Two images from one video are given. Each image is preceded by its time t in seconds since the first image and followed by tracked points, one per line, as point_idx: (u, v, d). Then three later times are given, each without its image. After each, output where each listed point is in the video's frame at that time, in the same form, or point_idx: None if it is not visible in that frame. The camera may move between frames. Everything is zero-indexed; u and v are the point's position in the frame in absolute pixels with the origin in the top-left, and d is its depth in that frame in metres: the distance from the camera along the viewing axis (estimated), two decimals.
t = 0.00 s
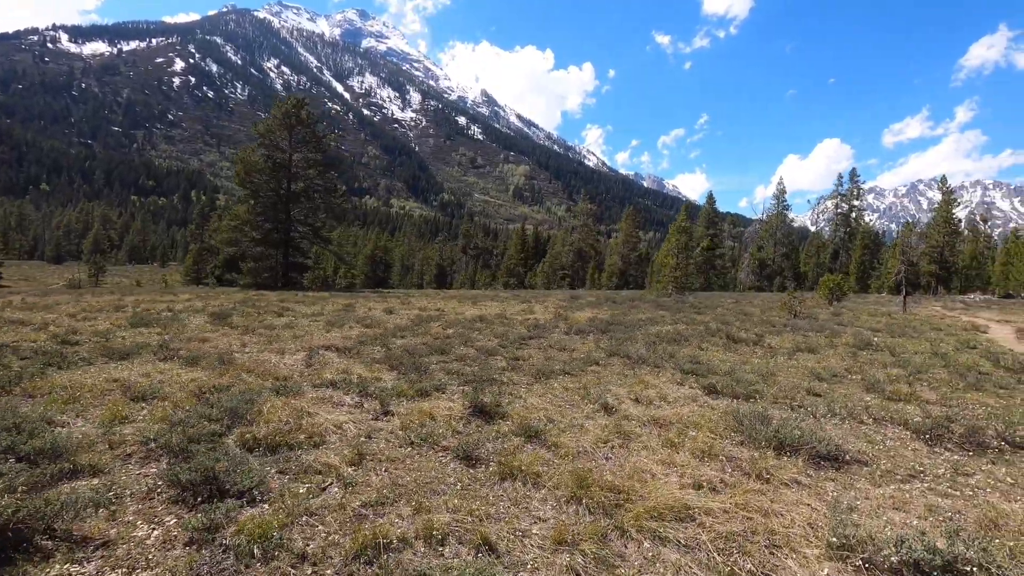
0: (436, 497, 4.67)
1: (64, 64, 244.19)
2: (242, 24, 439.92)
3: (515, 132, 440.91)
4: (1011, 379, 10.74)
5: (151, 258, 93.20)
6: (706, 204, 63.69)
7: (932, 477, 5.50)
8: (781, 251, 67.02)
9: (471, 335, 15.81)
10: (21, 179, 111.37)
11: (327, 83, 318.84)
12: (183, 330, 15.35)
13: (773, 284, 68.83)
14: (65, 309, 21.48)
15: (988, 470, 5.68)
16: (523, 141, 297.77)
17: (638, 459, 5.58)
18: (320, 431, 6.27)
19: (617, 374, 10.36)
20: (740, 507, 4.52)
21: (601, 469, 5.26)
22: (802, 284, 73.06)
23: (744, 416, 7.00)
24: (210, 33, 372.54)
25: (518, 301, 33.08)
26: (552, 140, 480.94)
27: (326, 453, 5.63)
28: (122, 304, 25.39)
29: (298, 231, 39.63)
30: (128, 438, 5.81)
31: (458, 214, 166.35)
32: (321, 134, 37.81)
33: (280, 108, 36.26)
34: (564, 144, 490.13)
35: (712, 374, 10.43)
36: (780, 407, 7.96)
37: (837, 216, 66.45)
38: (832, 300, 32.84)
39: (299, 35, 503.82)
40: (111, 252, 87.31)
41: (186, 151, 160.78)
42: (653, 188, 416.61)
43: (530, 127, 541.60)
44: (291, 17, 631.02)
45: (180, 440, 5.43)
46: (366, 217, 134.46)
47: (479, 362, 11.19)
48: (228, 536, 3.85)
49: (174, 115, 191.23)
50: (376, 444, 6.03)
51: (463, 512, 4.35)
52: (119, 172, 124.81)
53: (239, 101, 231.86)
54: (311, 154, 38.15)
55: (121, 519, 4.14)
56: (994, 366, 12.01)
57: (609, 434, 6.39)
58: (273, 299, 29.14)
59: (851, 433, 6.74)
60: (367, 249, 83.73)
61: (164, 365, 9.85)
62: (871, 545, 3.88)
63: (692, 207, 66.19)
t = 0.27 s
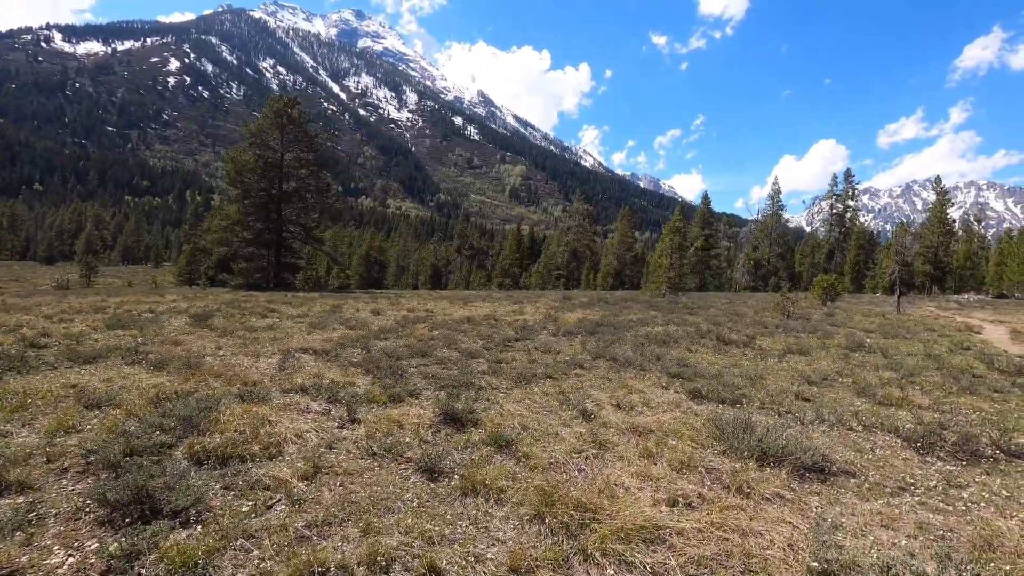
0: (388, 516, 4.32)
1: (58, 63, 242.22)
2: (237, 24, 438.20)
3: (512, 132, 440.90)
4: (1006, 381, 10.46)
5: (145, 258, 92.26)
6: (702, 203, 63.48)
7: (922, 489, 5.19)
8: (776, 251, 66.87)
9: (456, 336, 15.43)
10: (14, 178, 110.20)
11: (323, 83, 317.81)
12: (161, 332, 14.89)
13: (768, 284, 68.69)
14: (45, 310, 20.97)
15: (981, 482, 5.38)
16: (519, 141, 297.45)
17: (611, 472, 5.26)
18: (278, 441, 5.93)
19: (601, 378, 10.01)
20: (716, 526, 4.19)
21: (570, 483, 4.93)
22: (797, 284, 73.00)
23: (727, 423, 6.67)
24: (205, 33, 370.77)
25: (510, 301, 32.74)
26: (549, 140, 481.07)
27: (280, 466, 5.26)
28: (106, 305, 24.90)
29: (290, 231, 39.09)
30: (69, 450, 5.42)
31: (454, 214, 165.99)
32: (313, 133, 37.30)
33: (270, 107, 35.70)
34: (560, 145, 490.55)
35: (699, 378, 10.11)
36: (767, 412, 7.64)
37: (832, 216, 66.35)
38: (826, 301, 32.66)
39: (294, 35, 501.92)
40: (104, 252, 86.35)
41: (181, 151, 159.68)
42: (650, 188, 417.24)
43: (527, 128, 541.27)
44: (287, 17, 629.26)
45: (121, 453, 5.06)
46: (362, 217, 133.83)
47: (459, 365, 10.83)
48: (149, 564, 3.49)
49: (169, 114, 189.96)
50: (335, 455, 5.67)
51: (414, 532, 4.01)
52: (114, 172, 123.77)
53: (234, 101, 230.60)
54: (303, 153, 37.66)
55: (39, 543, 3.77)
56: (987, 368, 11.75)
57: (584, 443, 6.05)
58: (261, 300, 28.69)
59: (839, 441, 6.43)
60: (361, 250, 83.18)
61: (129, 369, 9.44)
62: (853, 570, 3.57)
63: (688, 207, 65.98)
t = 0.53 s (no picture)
0: (332, 532, 4.04)
1: (48, 59, 239.21)
2: (231, 22, 435.45)
3: (506, 131, 440.56)
4: (992, 383, 10.30)
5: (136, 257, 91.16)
6: (695, 203, 63.36)
7: (899, 499, 4.97)
8: (768, 251, 66.94)
9: (438, 337, 15.14)
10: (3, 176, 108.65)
11: (317, 81, 316.25)
12: (135, 332, 14.49)
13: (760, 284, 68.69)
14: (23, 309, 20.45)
15: (961, 490, 5.17)
16: (514, 141, 297.17)
17: (576, 482, 5.00)
18: (228, 450, 5.61)
19: (580, 380, 9.73)
20: (678, 541, 3.94)
21: (531, 495, 4.65)
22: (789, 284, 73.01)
23: (702, 429, 6.44)
24: (198, 30, 367.94)
25: (500, 301, 32.47)
26: (543, 140, 480.96)
27: (225, 477, 4.94)
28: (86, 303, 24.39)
29: (280, 230, 38.55)
30: None
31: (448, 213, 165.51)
32: (302, 131, 36.78)
33: (259, 105, 35.17)
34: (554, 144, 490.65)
35: (680, 380, 9.84)
36: (745, 417, 7.42)
37: (824, 216, 66.49)
38: (816, 301, 32.57)
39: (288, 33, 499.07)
40: (95, 250, 85.23)
41: (173, 149, 158.27)
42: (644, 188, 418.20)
43: (521, 127, 541.02)
44: (281, 14, 626.19)
45: (53, 464, 4.74)
46: (355, 216, 133.17)
47: (436, 367, 10.53)
48: None
49: (162, 112, 188.11)
50: (288, 463, 5.38)
51: (355, 550, 3.75)
52: (106, 170, 122.36)
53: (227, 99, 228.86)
54: (293, 151, 37.16)
55: None
56: (973, 370, 11.60)
57: (552, 450, 5.80)
58: (247, 299, 28.26)
59: (817, 448, 6.21)
60: (354, 249, 82.65)
61: (88, 372, 9.08)
62: None
63: (681, 207, 65.82)
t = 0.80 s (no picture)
0: (263, 550, 3.75)
1: (28, 55, 234.34)
2: (216, 19, 430.34)
3: (496, 131, 440.10)
4: (969, 383, 10.22)
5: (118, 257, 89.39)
6: (682, 203, 63.43)
7: (866, 505, 4.80)
8: (755, 251, 67.25)
9: (414, 338, 14.81)
10: None
11: (304, 79, 313.49)
12: (100, 334, 14.00)
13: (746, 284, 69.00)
14: None
15: (931, 496, 5.00)
16: (502, 140, 296.85)
17: (534, 492, 4.77)
18: (169, 460, 5.28)
19: (553, 382, 9.49)
20: (633, 557, 3.71)
21: (482, 507, 4.40)
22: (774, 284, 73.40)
23: (670, 433, 6.23)
24: (182, 27, 363.12)
25: (484, 301, 32.21)
26: (532, 140, 481.13)
27: (158, 490, 4.63)
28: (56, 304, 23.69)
29: (263, 229, 37.76)
30: None
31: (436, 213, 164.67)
32: (285, 129, 36.12)
33: (241, 101, 34.43)
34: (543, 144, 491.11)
35: (655, 381, 9.63)
36: (718, 421, 7.22)
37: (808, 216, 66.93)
38: (800, 300, 32.63)
39: (276, 32, 494.78)
40: (75, 250, 83.37)
41: (157, 148, 155.71)
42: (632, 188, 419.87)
43: (510, 128, 540.92)
44: (267, 12, 620.30)
45: None
46: (342, 215, 132.04)
47: (407, 369, 10.22)
48: None
49: (145, 109, 185.08)
50: (231, 474, 5.06)
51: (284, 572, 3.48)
52: (88, 169, 120.05)
53: (213, 97, 225.87)
54: (276, 149, 36.49)
55: None
56: (951, 369, 11.53)
57: (513, 457, 5.55)
58: (225, 299, 27.71)
59: (788, 452, 6.02)
60: (340, 248, 81.83)
61: (37, 377, 8.66)
62: None
63: (669, 207, 65.88)
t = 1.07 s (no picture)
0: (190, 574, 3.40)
1: (13, 51, 230.64)
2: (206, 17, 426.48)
3: (487, 131, 439.72)
4: (955, 383, 10.06)
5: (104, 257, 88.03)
6: (673, 202, 63.46)
7: (847, 516, 4.52)
8: (745, 251, 67.44)
9: (396, 338, 14.44)
10: None
11: (294, 78, 311.40)
12: (68, 334, 13.49)
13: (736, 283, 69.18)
14: None
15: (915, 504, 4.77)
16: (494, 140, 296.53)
17: (497, 505, 4.46)
18: (106, 471, 4.90)
19: (531, 383, 9.20)
20: None
21: (438, 522, 4.08)
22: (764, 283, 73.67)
23: (648, 438, 5.93)
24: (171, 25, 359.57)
25: (472, 300, 31.90)
26: (524, 139, 481.09)
27: (87, 504, 4.26)
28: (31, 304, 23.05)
29: (249, 227, 36.81)
30: None
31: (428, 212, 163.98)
32: (272, 126, 35.44)
33: (226, 98, 33.65)
34: (535, 144, 491.22)
35: (637, 383, 9.37)
36: (700, 425, 6.95)
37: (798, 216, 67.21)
38: (788, 299, 32.59)
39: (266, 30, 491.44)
40: (61, 250, 81.94)
41: (146, 146, 153.78)
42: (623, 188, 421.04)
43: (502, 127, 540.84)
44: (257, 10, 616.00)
45: None
46: (333, 214, 131.23)
47: (381, 371, 9.87)
48: None
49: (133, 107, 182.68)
50: (172, 486, 4.69)
51: None
52: (74, 167, 118.22)
53: (202, 95, 223.49)
54: (262, 146, 35.78)
55: None
56: (938, 369, 11.38)
57: (478, 464, 5.26)
58: (207, 299, 27.17)
59: (768, 458, 5.75)
60: (329, 248, 81.10)
61: None
62: None
63: (660, 206, 65.89)
